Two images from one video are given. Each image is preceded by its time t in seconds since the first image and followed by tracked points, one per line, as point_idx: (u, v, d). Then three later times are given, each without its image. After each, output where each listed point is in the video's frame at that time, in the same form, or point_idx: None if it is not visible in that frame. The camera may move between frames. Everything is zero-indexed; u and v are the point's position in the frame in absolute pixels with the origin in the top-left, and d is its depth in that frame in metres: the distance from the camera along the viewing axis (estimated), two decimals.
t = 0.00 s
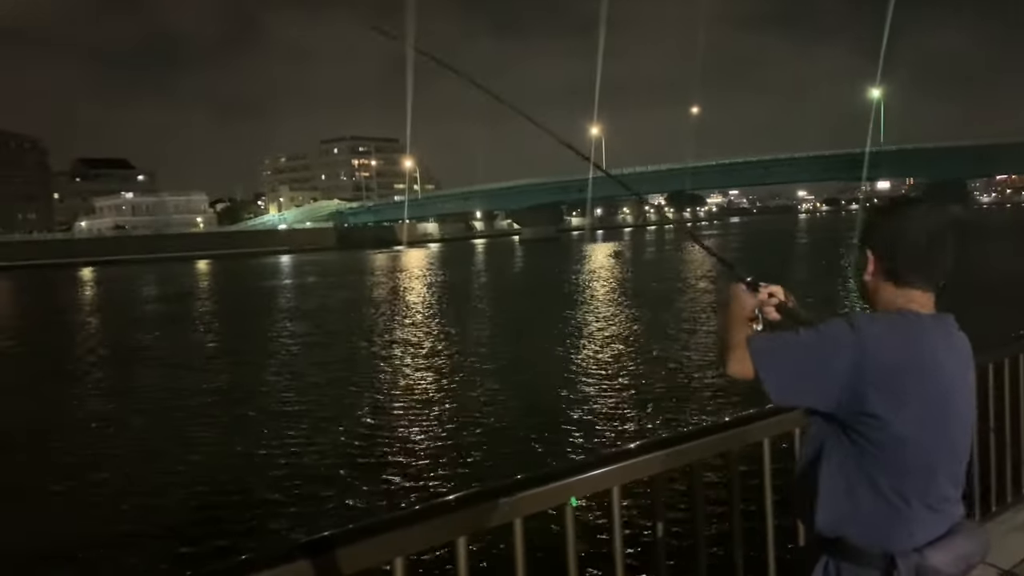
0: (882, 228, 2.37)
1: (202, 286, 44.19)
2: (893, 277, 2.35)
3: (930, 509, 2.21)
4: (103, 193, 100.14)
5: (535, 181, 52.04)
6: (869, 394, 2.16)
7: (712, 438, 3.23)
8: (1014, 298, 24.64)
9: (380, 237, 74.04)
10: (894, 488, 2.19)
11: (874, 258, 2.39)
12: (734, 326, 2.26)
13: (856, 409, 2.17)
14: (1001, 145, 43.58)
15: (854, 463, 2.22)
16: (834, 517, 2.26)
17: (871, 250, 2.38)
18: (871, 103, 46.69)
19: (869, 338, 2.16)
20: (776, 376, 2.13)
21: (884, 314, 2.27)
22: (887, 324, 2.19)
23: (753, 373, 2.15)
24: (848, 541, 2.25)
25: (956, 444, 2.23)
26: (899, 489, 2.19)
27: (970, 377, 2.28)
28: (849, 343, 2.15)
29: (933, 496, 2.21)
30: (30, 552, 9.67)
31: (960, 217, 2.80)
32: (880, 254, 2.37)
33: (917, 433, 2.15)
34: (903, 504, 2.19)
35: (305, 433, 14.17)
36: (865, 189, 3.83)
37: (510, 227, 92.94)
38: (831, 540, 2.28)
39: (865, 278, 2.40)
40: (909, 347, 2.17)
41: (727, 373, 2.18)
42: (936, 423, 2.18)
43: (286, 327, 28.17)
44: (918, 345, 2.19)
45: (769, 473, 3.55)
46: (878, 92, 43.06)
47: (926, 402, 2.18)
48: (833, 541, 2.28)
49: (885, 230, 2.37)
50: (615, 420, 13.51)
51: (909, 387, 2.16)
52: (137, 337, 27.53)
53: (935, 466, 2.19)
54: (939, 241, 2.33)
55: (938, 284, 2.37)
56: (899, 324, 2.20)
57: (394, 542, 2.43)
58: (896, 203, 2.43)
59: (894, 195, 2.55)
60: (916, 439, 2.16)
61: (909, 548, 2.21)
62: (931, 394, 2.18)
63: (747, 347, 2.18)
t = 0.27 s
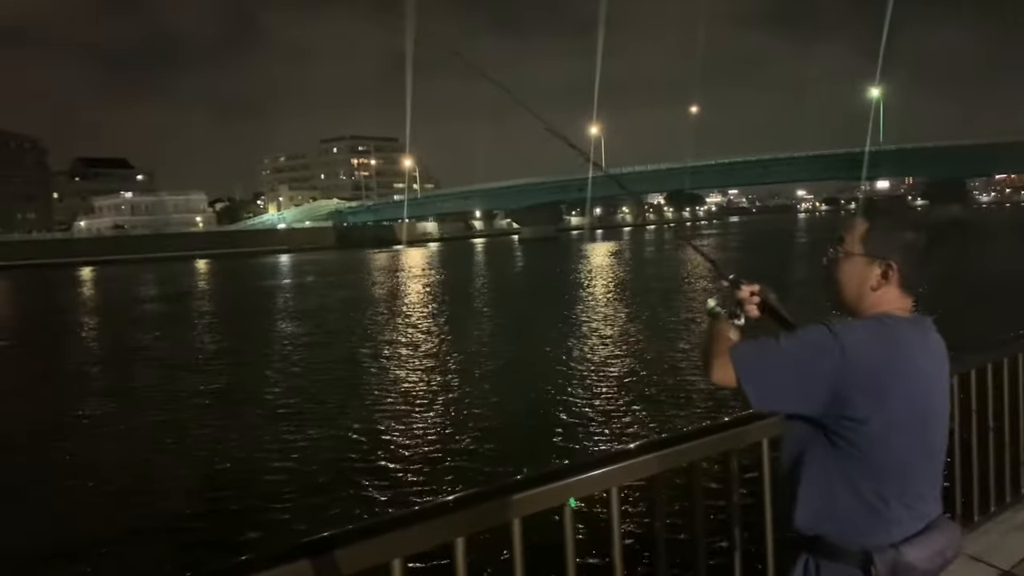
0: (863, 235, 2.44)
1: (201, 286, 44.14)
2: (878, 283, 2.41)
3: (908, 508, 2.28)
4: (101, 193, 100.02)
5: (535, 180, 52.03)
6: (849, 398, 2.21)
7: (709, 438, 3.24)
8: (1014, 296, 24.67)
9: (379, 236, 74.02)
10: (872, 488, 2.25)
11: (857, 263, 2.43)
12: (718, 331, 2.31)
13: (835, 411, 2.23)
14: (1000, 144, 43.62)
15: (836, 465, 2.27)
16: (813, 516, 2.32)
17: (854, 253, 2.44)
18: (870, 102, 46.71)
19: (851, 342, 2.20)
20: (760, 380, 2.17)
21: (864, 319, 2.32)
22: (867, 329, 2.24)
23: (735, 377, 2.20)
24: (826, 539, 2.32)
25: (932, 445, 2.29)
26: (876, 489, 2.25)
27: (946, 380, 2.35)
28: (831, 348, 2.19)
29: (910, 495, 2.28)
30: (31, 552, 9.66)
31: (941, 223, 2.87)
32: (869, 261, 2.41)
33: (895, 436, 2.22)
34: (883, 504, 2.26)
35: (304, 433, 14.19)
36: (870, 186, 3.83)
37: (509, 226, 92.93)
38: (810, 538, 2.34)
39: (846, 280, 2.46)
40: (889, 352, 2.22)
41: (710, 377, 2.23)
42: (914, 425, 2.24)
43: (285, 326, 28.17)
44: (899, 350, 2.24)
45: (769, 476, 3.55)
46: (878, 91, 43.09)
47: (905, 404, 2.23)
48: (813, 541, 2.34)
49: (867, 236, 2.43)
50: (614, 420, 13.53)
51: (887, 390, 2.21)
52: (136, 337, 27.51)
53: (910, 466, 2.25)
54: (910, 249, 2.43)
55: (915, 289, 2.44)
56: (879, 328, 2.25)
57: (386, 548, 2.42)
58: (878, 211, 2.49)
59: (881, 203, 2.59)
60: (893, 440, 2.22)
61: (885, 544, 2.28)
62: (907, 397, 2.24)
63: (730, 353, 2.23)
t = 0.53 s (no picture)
0: (845, 233, 2.50)
1: (200, 285, 44.07)
2: (856, 278, 2.47)
3: (886, 499, 2.34)
4: (100, 192, 99.90)
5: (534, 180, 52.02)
6: (828, 391, 2.27)
7: (711, 437, 3.23)
8: (1013, 296, 24.66)
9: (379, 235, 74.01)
10: (851, 480, 2.31)
11: (837, 257, 2.49)
12: (702, 327, 2.37)
13: (814, 405, 2.29)
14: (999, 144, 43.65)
15: (816, 456, 2.33)
16: (794, 508, 2.38)
17: (834, 249, 2.51)
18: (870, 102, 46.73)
19: (828, 335, 2.26)
20: (741, 373, 2.23)
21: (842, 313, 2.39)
22: (844, 322, 2.30)
23: (716, 371, 2.26)
24: (808, 531, 2.38)
25: (908, 437, 2.36)
26: (854, 481, 2.31)
27: (922, 373, 2.42)
28: (809, 341, 2.25)
29: (888, 485, 2.35)
30: (30, 552, 9.65)
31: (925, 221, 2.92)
32: (849, 255, 2.47)
33: (872, 427, 2.28)
34: (860, 494, 2.32)
35: (303, 432, 14.18)
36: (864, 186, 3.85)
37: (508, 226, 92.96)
38: (792, 530, 2.41)
39: (825, 276, 2.52)
40: (866, 345, 2.28)
41: (692, 370, 2.29)
42: (890, 417, 2.30)
43: (284, 325, 28.15)
44: (874, 342, 2.30)
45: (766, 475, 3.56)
46: (877, 90, 43.12)
47: (881, 396, 2.29)
48: (796, 533, 2.40)
49: (849, 234, 2.49)
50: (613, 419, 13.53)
51: (863, 382, 2.28)
52: (135, 336, 27.47)
53: (886, 458, 2.32)
54: (889, 245, 2.49)
55: (895, 285, 2.50)
56: (856, 323, 2.31)
57: (380, 550, 2.40)
58: (858, 210, 2.56)
59: (860, 201, 2.65)
60: (871, 432, 2.29)
61: (865, 535, 2.34)
62: (883, 390, 2.30)
63: (711, 347, 2.29)
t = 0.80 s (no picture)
0: (833, 228, 2.51)
1: (200, 283, 44.12)
2: (842, 272, 2.47)
3: (876, 489, 2.34)
4: (100, 190, 99.94)
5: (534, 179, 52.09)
6: (818, 384, 2.26)
7: (709, 437, 3.23)
8: (1014, 296, 24.62)
9: (379, 234, 74.06)
10: (843, 470, 2.31)
11: (823, 252, 2.50)
12: (694, 323, 2.36)
13: (804, 397, 2.28)
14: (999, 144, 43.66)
15: (806, 448, 2.33)
16: (787, 502, 2.37)
17: (823, 244, 2.51)
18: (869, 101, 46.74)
19: (815, 329, 2.27)
20: (731, 368, 2.24)
21: (832, 306, 2.39)
22: (830, 316, 2.30)
23: (706, 367, 2.26)
24: (803, 523, 2.37)
25: (898, 429, 2.36)
26: (845, 472, 2.31)
27: (910, 365, 2.42)
28: (797, 335, 2.25)
29: (879, 476, 2.34)
30: (27, 549, 9.67)
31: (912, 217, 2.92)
32: (836, 250, 2.48)
33: (861, 419, 2.27)
34: (852, 485, 2.32)
35: (303, 431, 14.18)
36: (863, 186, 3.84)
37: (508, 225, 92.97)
38: (786, 522, 2.40)
39: (813, 271, 2.53)
40: (854, 337, 2.28)
41: (683, 366, 2.30)
42: (878, 408, 2.30)
43: (284, 323, 28.20)
44: (861, 334, 2.30)
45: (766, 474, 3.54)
46: (878, 90, 43.13)
47: (869, 388, 2.29)
48: (790, 525, 2.40)
49: (837, 228, 2.50)
50: (612, 419, 13.52)
51: (851, 375, 2.27)
52: (135, 334, 27.52)
53: (877, 448, 2.31)
54: (875, 240, 2.49)
55: (883, 280, 2.50)
56: (843, 315, 2.31)
57: (375, 551, 2.38)
58: (846, 205, 2.56)
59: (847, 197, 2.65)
60: (862, 422, 2.29)
61: (857, 525, 2.34)
62: (872, 380, 2.30)
63: (702, 342, 2.29)
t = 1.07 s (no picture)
0: (839, 230, 2.52)
1: (197, 283, 44.11)
2: (851, 273, 2.48)
3: (888, 478, 2.38)
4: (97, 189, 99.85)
5: (531, 179, 52.11)
6: (834, 379, 2.30)
7: (711, 438, 3.23)
8: (1011, 296, 24.65)
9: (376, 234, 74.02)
10: (858, 461, 2.34)
11: (831, 253, 2.52)
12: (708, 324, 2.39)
13: (818, 392, 2.32)
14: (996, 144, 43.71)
15: (821, 440, 2.35)
16: (804, 495, 2.39)
17: (830, 246, 2.53)
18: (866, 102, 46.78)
19: (832, 326, 2.30)
20: (751, 366, 2.27)
21: (844, 305, 2.41)
22: (845, 313, 2.33)
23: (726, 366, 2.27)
24: (820, 514, 2.38)
25: (909, 420, 2.39)
26: (859, 462, 2.34)
27: (917, 359, 2.46)
28: (814, 333, 2.29)
29: (892, 465, 2.37)
30: (24, 548, 9.68)
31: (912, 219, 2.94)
32: (843, 252, 2.49)
33: (877, 409, 2.31)
34: (867, 473, 2.35)
35: (300, 431, 14.18)
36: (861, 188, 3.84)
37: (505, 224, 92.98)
38: (800, 514, 2.41)
39: (820, 272, 2.54)
40: (866, 333, 2.32)
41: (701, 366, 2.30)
42: (892, 400, 2.34)
43: (282, 324, 28.19)
44: (875, 330, 2.34)
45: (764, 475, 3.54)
46: (874, 90, 43.19)
47: (884, 382, 2.32)
48: (805, 517, 2.41)
49: (843, 230, 2.51)
50: (609, 418, 13.54)
51: (868, 369, 2.31)
52: (132, 334, 27.51)
53: (890, 439, 2.35)
54: (882, 240, 2.51)
55: (890, 278, 2.52)
56: (856, 312, 2.35)
57: (376, 549, 2.39)
58: (851, 208, 2.58)
59: (850, 199, 2.67)
60: (878, 414, 2.32)
61: (872, 514, 2.36)
62: (885, 374, 2.33)
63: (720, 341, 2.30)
